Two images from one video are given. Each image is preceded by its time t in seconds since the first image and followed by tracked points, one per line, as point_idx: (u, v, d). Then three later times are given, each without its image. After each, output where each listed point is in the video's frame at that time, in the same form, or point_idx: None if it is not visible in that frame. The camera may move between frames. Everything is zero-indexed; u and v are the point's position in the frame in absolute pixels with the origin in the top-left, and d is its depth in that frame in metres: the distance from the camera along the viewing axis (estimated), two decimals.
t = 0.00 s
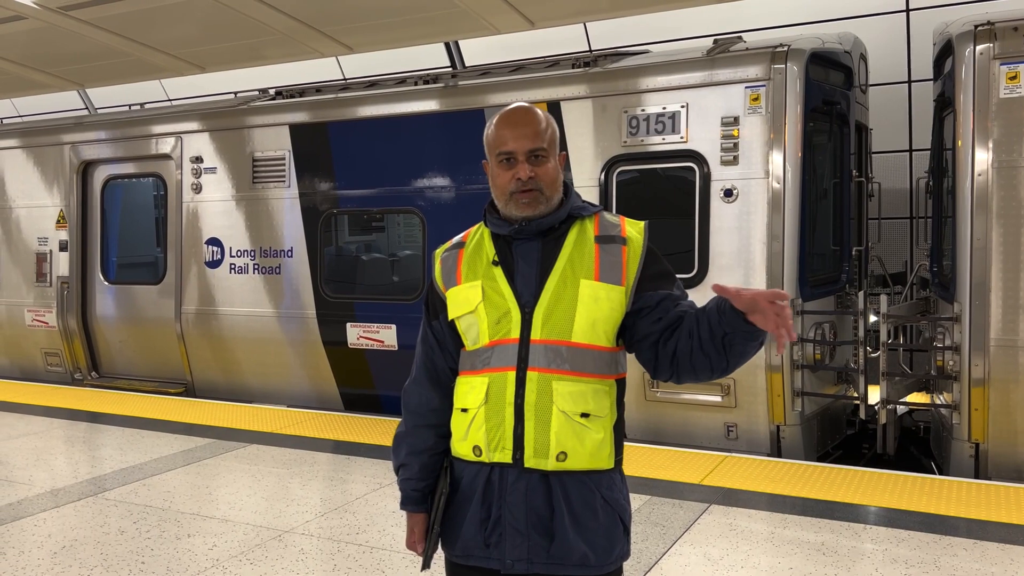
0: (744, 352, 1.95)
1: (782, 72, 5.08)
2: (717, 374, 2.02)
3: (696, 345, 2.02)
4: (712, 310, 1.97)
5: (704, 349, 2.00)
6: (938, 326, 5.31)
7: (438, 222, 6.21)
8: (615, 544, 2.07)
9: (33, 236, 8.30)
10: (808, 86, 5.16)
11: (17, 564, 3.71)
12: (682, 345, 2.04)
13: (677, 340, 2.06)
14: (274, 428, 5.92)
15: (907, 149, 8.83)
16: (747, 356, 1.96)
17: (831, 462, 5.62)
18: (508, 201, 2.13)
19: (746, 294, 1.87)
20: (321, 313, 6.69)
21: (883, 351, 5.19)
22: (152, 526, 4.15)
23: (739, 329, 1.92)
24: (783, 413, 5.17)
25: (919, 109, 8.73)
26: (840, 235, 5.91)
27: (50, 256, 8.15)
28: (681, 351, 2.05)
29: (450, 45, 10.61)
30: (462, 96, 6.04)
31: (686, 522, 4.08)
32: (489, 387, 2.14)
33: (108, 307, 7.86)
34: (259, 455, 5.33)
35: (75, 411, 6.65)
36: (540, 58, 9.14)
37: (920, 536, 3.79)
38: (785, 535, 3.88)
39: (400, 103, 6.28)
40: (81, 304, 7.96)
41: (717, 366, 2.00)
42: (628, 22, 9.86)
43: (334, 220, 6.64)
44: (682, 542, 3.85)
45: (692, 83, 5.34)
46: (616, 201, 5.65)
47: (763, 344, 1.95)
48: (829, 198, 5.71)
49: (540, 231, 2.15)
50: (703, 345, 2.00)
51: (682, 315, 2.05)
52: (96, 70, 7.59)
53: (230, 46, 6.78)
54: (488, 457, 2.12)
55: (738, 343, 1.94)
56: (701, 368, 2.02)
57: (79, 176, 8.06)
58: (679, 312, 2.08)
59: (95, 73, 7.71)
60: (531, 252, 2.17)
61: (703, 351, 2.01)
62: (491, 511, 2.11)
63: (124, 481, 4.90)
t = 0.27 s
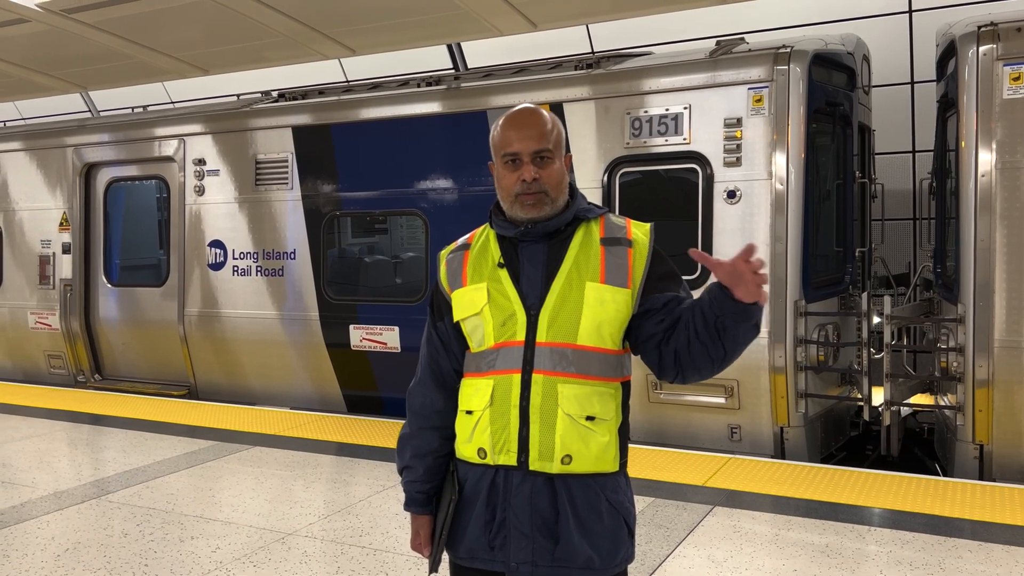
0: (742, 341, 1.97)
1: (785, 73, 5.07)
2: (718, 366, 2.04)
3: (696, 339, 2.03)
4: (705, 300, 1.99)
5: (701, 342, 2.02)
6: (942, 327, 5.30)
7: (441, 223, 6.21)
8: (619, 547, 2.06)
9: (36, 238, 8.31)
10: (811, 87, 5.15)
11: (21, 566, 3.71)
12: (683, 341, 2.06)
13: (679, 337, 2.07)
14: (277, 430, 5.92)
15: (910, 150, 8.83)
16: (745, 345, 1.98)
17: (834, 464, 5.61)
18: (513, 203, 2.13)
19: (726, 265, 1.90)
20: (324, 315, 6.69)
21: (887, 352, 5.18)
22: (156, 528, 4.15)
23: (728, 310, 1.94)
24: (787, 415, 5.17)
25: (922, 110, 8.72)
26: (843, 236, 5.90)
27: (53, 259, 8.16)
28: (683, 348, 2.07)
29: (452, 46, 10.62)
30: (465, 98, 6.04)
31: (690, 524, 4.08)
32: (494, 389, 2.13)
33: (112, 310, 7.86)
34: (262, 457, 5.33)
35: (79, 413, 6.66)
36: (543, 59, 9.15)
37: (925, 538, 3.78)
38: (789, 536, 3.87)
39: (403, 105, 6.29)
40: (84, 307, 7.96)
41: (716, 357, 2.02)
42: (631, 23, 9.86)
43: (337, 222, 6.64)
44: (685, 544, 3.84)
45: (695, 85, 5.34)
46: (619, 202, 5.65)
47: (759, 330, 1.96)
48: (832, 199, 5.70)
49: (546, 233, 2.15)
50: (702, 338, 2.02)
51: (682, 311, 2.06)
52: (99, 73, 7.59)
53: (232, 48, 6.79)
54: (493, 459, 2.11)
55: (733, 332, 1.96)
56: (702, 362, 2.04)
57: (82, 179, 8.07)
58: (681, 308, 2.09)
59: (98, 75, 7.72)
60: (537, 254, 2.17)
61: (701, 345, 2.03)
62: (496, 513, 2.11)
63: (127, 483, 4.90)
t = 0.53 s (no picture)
0: (723, 358, 1.98)
1: (788, 76, 5.08)
2: (702, 380, 2.05)
3: (683, 351, 2.05)
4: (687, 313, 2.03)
5: (686, 354, 2.04)
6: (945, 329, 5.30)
7: (444, 226, 6.21)
8: (625, 551, 2.07)
9: (40, 241, 8.33)
10: (813, 89, 5.16)
11: (25, 569, 3.71)
12: (671, 352, 2.07)
13: (670, 348, 2.08)
14: (281, 433, 5.93)
15: (913, 152, 8.86)
16: (727, 362, 1.99)
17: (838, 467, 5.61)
18: (518, 208, 2.13)
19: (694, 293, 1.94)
20: (327, 318, 6.70)
21: (890, 354, 5.18)
22: (160, 531, 4.15)
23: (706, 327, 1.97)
24: (790, 417, 5.17)
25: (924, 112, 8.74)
26: (846, 238, 5.90)
27: (57, 262, 8.18)
28: (672, 359, 2.08)
29: (455, 50, 10.64)
30: (467, 101, 6.05)
31: (693, 527, 4.08)
32: (499, 393, 2.14)
33: (115, 313, 7.87)
34: (265, 460, 5.34)
35: (82, 416, 6.67)
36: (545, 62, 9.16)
37: (929, 540, 3.78)
38: (793, 539, 3.87)
39: (405, 109, 6.30)
40: (88, 310, 7.98)
41: (699, 372, 2.03)
42: (633, 26, 9.87)
43: (340, 225, 6.65)
44: (689, 547, 3.84)
45: (697, 87, 5.34)
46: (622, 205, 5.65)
47: (742, 348, 1.97)
48: (835, 201, 5.71)
49: (550, 238, 2.16)
50: (687, 351, 2.04)
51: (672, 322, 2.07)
52: (102, 76, 7.61)
53: (235, 51, 6.80)
54: (498, 463, 2.12)
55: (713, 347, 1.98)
56: (687, 375, 2.06)
57: (86, 182, 8.09)
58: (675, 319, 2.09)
59: (101, 79, 7.73)
60: (541, 258, 2.17)
61: (686, 357, 2.05)
62: (502, 517, 2.11)
63: (131, 486, 4.91)
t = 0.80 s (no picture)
0: (722, 368, 1.99)
1: (790, 79, 5.08)
2: (701, 390, 2.04)
3: (683, 359, 2.05)
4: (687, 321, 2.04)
5: (685, 363, 2.04)
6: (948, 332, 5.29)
7: (446, 229, 6.21)
8: (626, 556, 2.06)
9: (42, 245, 8.34)
10: (815, 92, 5.16)
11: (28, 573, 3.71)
12: (671, 360, 2.07)
13: (670, 355, 2.08)
14: (283, 437, 5.92)
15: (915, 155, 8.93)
16: (726, 372, 1.99)
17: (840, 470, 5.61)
18: (520, 211, 2.13)
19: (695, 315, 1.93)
20: (329, 321, 6.69)
21: (892, 357, 5.18)
22: (163, 535, 4.15)
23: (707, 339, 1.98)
24: (793, 421, 5.16)
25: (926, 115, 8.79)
26: (848, 241, 5.90)
27: (59, 265, 8.18)
28: (672, 367, 2.08)
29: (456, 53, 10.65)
30: (469, 105, 6.05)
31: (696, 530, 4.07)
32: (501, 397, 2.14)
33: (117, 316, 7.88)
34: (267, 464, 5.33)
35: (84, 420, 6.66)
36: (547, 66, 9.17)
37: (932, 544, 3.77)
38: (796, 543, 3.86)
39: (407, 112, 6.30)
40: (90, 313, 7.98)
41: (698, 381, 2.03)
42: (634, 29, 9.88)
43: (342, 229, 6.65)
44: (692, 550, 3.83)
45: (700, 90, 5.34)
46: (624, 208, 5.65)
47: (740, 358, 1.98)
48: (837, 204, 5.71)
49: (553, 242, 2.16)
50: (687, 359, 2.04)
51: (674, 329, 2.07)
52: (104, 80, 7.62)
53: (237, 55, 6.81)
54: (499, 467, 2.11)
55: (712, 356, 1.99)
56: (686, 384, 2.05)
57: (88, 186, 8.09)
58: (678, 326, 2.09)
59: (104, 83, 7.74)
60: (544, 263, 2.17)
61: (686, 366, 2.05)
62: (503, 521, 2.11)
63: (133, 490, 4.90)
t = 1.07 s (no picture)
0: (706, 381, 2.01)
1: (790, 80, 5.08)
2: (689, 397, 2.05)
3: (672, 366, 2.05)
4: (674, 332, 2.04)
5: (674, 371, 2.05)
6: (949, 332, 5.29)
7: (447, 231, 6.21)
8: (627, 556, 2.06)
9: (43, 247, 8.34)
10: (816, 93, 5.16)
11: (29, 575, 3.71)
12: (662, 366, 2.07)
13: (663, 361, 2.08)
14: (284, 438, 5.92)
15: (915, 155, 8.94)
16: (709, 387, 2.02)
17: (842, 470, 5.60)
18: (521, 211, 2.13)
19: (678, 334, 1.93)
20: (330, 322, 6.70)
21: (893, 358, 5.18)
22: (164, 537, 4.15)
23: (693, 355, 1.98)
24: (794, 422, 5.16)
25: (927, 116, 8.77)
26: (849, 241, 5.90)
27: (60, 267, 8.19)
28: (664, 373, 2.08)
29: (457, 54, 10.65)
30: (470, 106, 6.05)
31: (698, 531, 4.07)
32: (502, 397, 2.14)
33: (117, 318, 7.88)
34: (269, 465, 5.33)
35: (85, 421, 6.66)
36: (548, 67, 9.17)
37: (934, 545, 3.77)
38: (797, 544, 3.86)
39: (408, 113, 6.30)
40: (91, 315, 7.98)
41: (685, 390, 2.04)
42: (635, 31, 9.89)
43: (342, 230, 6.66)
44: (693, 551, 3.83)
45: (700, 91, 5.34)
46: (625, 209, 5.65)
47: (725, 372, 2.01)
48: (838, 205, 5.70)
49: (555, 241, 2.16)
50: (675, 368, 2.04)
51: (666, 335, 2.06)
52: (105, 82, 7.63)
53: (238, 57, 6.81)
54: (500, 466, 2.11)
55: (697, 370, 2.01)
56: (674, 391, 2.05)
57: (89, 187, 8.10)
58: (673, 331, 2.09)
59: (105, 84, 7.75)
60: (545, 262, 2.17)
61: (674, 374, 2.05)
62: (504, 521, 2.11)
63: (134, 491, 4.90)
